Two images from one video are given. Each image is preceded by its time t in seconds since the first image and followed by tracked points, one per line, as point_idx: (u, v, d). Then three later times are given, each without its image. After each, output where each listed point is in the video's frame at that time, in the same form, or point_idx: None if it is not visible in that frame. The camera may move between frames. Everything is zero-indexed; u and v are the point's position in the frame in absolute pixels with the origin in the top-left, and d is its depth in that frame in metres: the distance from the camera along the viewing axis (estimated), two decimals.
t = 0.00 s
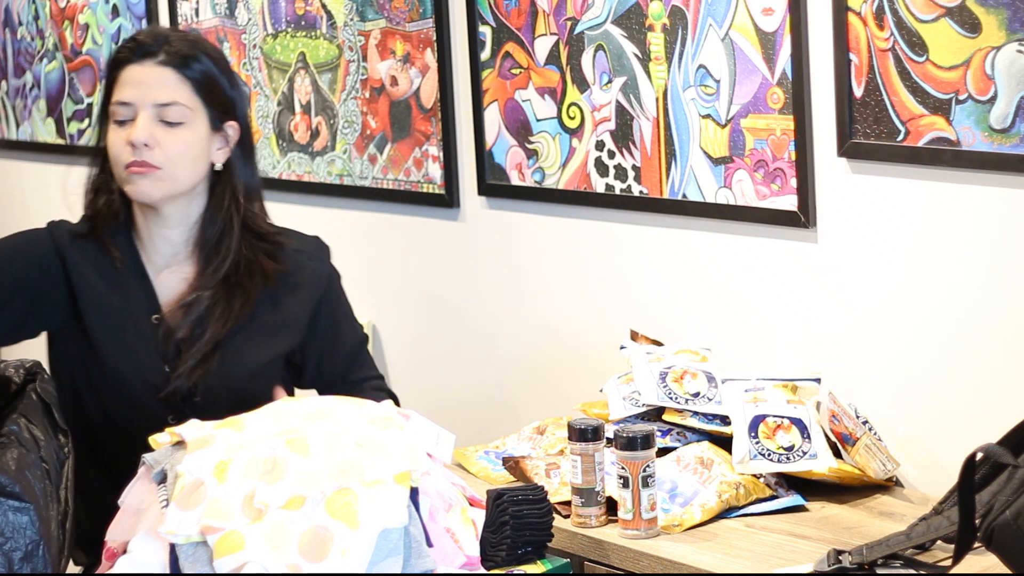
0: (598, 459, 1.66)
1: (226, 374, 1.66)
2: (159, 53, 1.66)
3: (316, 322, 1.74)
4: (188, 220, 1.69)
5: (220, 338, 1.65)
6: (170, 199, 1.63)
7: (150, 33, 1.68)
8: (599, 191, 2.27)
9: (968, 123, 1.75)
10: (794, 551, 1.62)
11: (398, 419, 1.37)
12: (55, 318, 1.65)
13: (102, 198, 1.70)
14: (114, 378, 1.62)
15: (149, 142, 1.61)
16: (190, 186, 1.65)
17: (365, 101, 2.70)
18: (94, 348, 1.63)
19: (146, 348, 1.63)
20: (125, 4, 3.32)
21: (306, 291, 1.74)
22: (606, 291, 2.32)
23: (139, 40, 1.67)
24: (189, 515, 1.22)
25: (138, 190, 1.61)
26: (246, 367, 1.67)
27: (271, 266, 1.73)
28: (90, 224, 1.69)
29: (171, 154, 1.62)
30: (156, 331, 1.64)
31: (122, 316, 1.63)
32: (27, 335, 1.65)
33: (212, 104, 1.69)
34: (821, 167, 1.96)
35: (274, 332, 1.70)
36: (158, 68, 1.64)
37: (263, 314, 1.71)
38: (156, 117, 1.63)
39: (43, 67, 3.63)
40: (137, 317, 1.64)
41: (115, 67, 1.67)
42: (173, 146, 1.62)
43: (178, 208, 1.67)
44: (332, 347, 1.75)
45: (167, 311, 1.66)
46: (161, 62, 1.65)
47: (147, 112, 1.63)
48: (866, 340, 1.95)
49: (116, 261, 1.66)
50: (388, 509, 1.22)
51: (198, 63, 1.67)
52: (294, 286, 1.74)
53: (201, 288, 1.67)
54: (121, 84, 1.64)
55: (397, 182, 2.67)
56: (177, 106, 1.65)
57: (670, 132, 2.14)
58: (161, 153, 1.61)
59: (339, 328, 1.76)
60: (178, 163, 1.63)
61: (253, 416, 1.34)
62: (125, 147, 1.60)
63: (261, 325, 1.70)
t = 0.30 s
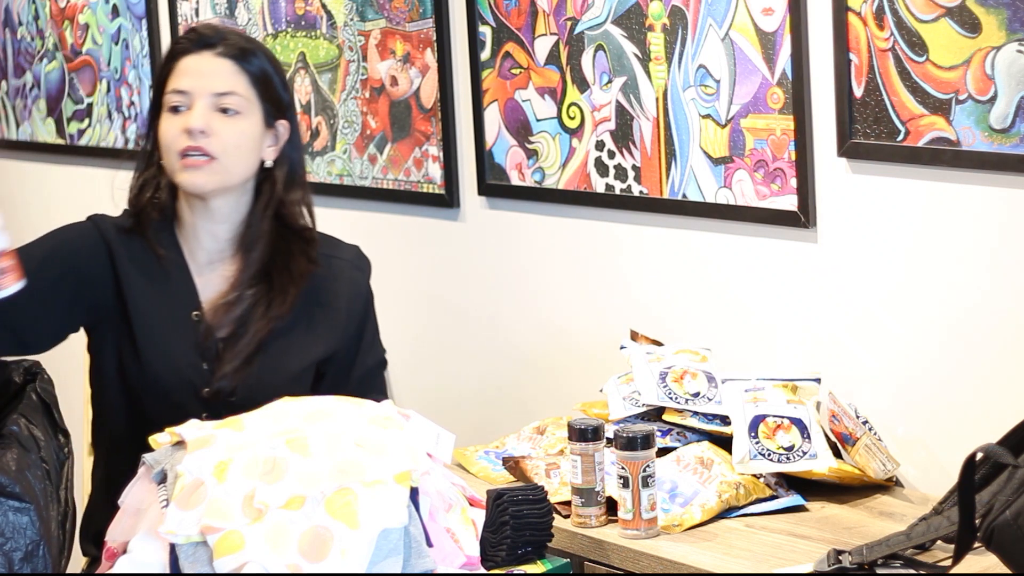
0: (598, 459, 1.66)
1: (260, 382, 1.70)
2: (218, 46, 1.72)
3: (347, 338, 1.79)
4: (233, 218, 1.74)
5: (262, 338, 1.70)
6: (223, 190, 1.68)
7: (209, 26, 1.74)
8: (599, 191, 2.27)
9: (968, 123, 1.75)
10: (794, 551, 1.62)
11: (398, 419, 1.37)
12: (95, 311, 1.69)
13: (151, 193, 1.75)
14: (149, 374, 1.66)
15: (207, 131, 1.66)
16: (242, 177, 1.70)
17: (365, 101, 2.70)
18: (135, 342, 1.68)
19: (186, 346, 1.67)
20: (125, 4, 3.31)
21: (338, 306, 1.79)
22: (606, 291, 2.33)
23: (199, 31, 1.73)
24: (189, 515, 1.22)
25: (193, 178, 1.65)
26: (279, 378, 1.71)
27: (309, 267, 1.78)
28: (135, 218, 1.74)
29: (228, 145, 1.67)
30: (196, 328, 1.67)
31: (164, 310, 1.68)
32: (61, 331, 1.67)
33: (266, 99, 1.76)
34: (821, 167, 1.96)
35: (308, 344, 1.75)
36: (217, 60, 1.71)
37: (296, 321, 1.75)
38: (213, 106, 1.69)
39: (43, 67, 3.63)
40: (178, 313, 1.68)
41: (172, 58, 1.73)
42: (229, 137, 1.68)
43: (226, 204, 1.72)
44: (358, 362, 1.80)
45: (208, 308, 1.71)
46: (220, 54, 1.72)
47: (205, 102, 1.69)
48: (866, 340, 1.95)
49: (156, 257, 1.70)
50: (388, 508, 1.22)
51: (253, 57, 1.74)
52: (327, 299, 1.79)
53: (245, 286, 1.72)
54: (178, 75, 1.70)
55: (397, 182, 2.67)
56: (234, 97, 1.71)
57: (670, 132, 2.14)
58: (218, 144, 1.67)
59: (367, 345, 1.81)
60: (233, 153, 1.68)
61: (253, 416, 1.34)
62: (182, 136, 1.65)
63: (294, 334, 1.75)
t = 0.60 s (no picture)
0: (598, 459, 1.66)
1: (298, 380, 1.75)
2: (251, 43, 1.83)
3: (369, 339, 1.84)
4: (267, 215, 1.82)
5: (303, 335, 1.77)
6: (263, 181, 1.75)
7: (240, 25, 1.85)
8: (599, 191, 2.27)
9: (968, 123, 1.75)
10: (794, 551, 1.62)
11: (398, 419, 1.37)
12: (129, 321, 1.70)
13: (184, 194, 1.82)
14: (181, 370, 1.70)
15: (249, 124, 1.75)
16: (280, 170, 1.79)
17: (365, 101, 2.70)
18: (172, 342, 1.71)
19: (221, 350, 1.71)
20: (125, 4, 3.31)
21: (358, 309, 1.85)
22: (606, 291, 2.33)
23: (230, 28, 1.84)
24: (189, 515, 1.22)
25: (236, 168, 1.72)
26: (313, 376, 1.76)
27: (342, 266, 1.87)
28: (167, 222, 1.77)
29: (268, 138, 1.76)
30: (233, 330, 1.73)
31: (200, 308, 1.73)
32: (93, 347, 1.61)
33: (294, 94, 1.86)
34: (821, 167, 1.96)
35: (335, 345, 1.81)
36: (250, 55, 1.81)
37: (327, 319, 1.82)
38: (251, 99, 1.78)
39: (43, 67, 3.63)
40: (211, 315, 1.73)
41: (202, 54, 1.81)
42: (268, 129, 1.77)
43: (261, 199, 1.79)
44: (379, 362, 1.86)
45: (244, 308, 1.79)
46: (254, 50, 1.82)
47: (243, 95, 1.78)
48: (866, 339, 1.95)
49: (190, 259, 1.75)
50: (388, 509, 1.22)
51: (283, 54, 1.85)
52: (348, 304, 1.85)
53: (280, 284, 1.80)
54: (213, 69, 1.79)
55: (397, 182, 2.67)
56: (269, 91, 1.81)
57: (670, 132, 2.14)
58: (259, 138, 1.75)
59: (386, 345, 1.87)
60: (273, 146, 1.77)
61: (253, 415, 1.34)
62: (224, 127, 1.73)
63: (322, 337, 1.80)
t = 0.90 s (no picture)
0: (598, 459, 1.66)
1: (316, 383, 1.75)
2: (267, 41, 1.85)
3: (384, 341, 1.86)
4: (283, 213, 1.82)
5: (321, 337, 1.77)
6: (284, 177, 1.76)
7: (254, 24, 1.87)
8: (599, 191, 2.27)
9: (968, 123, 1.75)
10: (794, 551, 1.62)
11: (398, 419, 1.37)
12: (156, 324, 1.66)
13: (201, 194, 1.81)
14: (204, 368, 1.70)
15: (269, 120, 1.75)
16: (299, 167, 1.79)
17: (365, 101, 2.70)
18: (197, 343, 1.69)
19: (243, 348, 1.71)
20: (125, 4, 3.31)
21: (374, 311, 1.86)
22: (607, 291, 2.32)
23: (246, 27, 1.86)
24: (189, 516, 1.22)
25: (257, 163, 1.72)
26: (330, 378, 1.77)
27: (357, 265, 1.87)
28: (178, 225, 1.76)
29: (287, 133, 1.77)
30: (252, 332, 1.73)
31: (225, 310, 1.72)
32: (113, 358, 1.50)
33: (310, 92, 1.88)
34: (821, 167, 1.96)
35: (352, 347, 1.81)
36: (266, 53, 1.83)
37: (344, 321, 1.82)
38: (269, 96, 1.80)
39: (43, 67, 3.63)
40: (232, 317, 1.72)
41: (218, 53, 1.83)
42: (288, 125, 1.77)
43: (278, 197, 1.79)
44: (393, 363, 1.87)
45: (261, 310, 1.78)
46: (269, 48, 1.84)
47: (261, 92, 1.79)
48: (866, 339, 1.95)
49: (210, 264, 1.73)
50: (388, 508, 1.22)
51: (297, 52, 1.87)
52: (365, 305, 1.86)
53: (297, 285, 1.80)
54: (230, 67, 1.80)
55: (397, 182, 2.67)
56: (286, 88, 1.82)
57: (670, 132, 2.14)
58: (279, 134, 1.75)
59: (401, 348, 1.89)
60: (293, 142, 1.77)
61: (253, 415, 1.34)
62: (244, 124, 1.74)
63: (340, 338, 1.80)
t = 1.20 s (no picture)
0: (598, 459, 1.67)
1: (322, 383, 1.75)
2: (279, 42, 1.85)
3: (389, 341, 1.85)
4: (290, 215, 1.82)
5: (326, 337, 1.76)
6: (293, 177, 1.75)
7: (267, 25, 1.87)
8: (599, 191, 2.27)
9: (968, 123, 1.75)
10: (794, 551, 1.62)
11: (398, 419, 1.37)
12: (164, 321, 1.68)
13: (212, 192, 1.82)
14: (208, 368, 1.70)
15: (279, 120, 1.75)
16: (309, 168, 1.79)
17: (366, 101, 2.70)
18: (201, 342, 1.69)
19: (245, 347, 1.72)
20: (125, 4, 3.31)
21: (381, 312, 1.86)
22: (607, 291, 2.32)
23: (258, 28, 1.86)
24: (189, 516, 1.22)
25: (266, 163, 1.72)
26: (337, 378, 1.77)
27: (363, 267, 1.87)
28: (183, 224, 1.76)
29: (298, 134, 1.77)
30: (256, 331, 1.74)
31: (230, 309, 1.73)
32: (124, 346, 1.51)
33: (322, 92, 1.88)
34: (821, 167, 1.96)
35: (358, 347, 1.81)
36: (277, 53, 1.83)
37: (349, 322, 1.82)
38: (280, 96, 1.80)
39: (43, 67, 3.63)
40: (236, 316, 1.73)
41: (230, 54, 1.83)
42: (298, 125, 1.77)
43: (287, 197, 1.79)
44: (399, 365, 1.86)
45: (266, 311, 1.79)
46: (281, 49, 1.84)
47: (273, 93, 1.79)
48: (866, 339, 1.95)
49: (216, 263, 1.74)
50: (388, 509, 1.22)
51: (309, 53, 1.87)
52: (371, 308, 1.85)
53: (303, 287, 1.80)
54: (242, 68, 1.80)
55: (397, 182, 2.67)
56: (298, 89, 1.82)
57: (670, 132, 2.14)
58: (289, 134, 1.76)
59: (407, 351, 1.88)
60: (303, 143, 1.77)
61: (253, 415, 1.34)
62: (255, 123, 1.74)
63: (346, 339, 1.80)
